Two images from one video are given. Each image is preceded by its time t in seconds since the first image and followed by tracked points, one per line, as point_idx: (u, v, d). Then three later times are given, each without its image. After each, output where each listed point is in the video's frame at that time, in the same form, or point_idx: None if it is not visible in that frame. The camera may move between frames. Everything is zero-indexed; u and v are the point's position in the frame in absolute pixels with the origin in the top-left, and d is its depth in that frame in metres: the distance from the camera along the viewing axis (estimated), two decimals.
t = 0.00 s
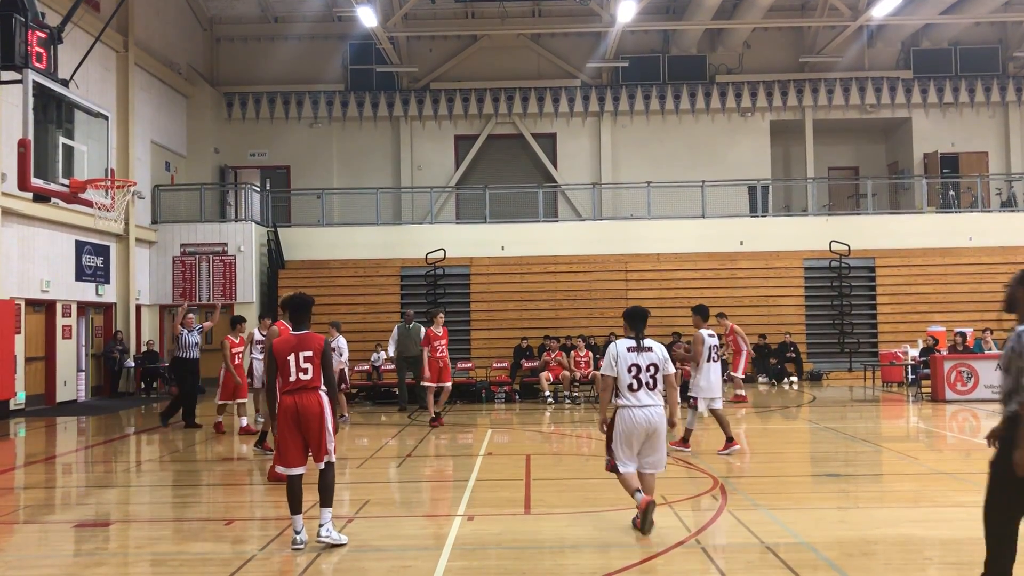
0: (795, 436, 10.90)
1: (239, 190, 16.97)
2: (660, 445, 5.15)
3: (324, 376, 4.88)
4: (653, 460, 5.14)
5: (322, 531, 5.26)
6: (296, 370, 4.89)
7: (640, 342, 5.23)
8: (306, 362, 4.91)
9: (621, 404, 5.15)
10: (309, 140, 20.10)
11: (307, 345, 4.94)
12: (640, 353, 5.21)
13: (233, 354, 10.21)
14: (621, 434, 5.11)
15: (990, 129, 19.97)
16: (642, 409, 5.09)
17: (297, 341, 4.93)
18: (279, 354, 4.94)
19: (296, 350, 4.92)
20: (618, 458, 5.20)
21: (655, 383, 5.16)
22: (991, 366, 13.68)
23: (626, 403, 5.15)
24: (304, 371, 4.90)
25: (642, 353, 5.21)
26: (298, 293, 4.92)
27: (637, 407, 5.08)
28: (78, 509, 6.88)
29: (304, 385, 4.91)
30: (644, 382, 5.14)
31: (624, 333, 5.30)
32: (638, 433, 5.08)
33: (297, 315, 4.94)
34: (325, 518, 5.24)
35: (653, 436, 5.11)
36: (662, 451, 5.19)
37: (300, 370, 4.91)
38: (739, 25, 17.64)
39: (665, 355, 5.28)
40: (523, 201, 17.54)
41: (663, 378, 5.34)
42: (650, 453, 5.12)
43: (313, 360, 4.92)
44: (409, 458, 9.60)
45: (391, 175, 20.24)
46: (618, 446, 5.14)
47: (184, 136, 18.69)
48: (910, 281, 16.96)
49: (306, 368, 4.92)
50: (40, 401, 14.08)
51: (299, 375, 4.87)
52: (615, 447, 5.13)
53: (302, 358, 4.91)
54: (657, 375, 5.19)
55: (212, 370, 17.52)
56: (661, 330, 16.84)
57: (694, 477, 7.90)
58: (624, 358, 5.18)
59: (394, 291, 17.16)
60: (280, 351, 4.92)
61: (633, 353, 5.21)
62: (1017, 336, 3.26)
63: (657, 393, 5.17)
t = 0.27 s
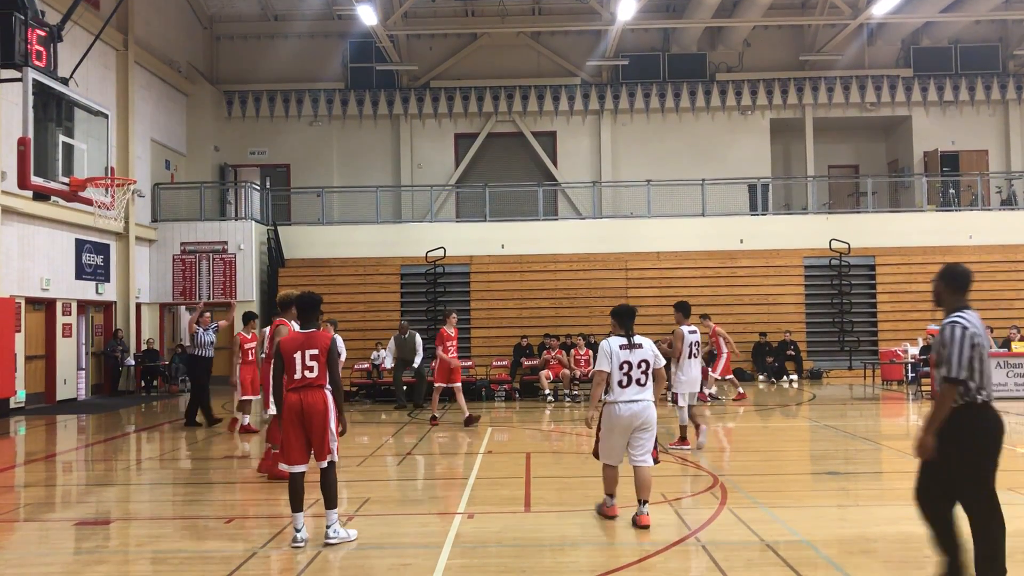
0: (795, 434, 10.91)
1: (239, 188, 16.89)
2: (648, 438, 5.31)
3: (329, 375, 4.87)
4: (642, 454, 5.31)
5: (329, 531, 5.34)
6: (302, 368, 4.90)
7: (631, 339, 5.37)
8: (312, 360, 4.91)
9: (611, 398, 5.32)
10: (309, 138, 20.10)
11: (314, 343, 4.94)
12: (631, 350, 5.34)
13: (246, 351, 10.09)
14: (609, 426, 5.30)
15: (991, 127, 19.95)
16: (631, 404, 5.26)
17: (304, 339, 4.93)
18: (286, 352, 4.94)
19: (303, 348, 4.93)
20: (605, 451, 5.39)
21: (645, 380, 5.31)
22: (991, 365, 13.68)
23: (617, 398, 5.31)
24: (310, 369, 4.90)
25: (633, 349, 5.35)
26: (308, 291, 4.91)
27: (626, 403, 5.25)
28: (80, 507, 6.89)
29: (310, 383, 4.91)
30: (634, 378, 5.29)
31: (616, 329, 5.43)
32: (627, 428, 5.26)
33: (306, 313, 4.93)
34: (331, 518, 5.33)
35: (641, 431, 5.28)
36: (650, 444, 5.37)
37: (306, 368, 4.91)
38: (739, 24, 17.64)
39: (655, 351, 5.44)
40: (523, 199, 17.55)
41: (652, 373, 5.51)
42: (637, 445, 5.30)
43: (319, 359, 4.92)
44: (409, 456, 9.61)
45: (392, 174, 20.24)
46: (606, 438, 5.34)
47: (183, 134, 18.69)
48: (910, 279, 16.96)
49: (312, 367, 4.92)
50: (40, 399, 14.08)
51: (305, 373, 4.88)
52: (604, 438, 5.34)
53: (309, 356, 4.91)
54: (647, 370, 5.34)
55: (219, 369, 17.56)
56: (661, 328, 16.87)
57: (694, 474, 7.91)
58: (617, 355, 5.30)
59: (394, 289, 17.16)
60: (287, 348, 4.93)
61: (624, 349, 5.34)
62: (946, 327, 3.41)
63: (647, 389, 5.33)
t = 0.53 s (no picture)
0: (795, 433, 10.91)
1: (239, 187, 16.87)
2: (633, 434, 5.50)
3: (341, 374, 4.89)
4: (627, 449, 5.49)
5: (329, 532, 5.34)
6: (314, 367, 4.91)
7: (613, 338, 5.55)
8: (324, 360, 4.93)
9: (596, 397, 5.50)
10: (309, 137, 20.10)
11: (326, 343, 4.95)
12: (614, 349, 5.51)
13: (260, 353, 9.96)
14: (596, 424, 5.48)
15: (990, 126, 19.96)
16: (616, 402, 5.42)
17: (316, 338, 4.94)
18: (298, 350, 4.95)
19: (315, 346, 4.93)
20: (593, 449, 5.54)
21: (629, 377, 5.48)
22: (990, 364, 13.68)
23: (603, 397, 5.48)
24: (322, 368, 4.92)
25: (616, 349, 5.52)
26: (323, 290, 4.92)
27: (611, 401, 5.41)
28: (80, 506, 6.89)
29: (321, 382, 4.92)
30: (618, 376, 5.46)
31: (598, 330, 5.61)
32: (613, 425, 5.43)
33: (320, 312, 4.95)
34: (331, 518, 5.33)
35: (626, 426, 5.45)
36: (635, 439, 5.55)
37: (317, 367, 4.92)
38: (740, 22, 17.63)
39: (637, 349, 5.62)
40: (523, 198, 17.55)
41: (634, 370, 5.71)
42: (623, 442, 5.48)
43: (331, 359, 4.93)
44: (409, 455, 9.61)
45: (392, 173, 20.24)
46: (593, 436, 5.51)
47: (183, 133, 18.69)
48: (910, 278, 16.95)
49: (324, 366, 4.93)
50: (40, 398, 14.08)
51: (317, 373, 4.89)
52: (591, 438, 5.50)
53: (321, 356, 4.92)
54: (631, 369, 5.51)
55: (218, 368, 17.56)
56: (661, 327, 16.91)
57: (694, 473, 7.91)
58: (601, 355, 5.48)
59: (394, 288, 17.15)
60: (299, 347, 4.94)
61: (607, 348, 5.52)
62: (871, 335, 3.55)
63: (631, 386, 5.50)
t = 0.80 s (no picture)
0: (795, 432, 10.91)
1: (239, 186, 16.89)
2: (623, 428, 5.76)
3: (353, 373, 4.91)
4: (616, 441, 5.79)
5: (329, 531, 5.35)
6: (325, 366, 4.93)
7: (603, 335, 5.78)
8: (336, 359, 4.95)
9: (588, 392, 5.74)
10: (309, 136, 20.10)
11: (337, 342, 4.97)
12: (604, 345, 5.76)
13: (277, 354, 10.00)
14: (591, 418, 5.70)
15: (991, 125, 19.96)
16: (607, 397, 5.68)
17: (328, 337, 4.95)
18: (309, 349, 4.97)
19: (327, 345, 4.95)
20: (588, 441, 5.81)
21: (620, 372, 5.71)
22: (991, 363, 13.68)
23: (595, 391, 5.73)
24: (333, 367, 4.93)
25: (606, 344, 5.76)
26: (336, 290, 4.94)
27: (601, 395, 5.67)
28: (80, 505, 6.89)
29: (332, 381, 4.94)
30: (608, 371, 5.70)
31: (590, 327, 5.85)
32: (604, 419, 5.69)
33: (332, 312, 4.97)
34: (331, 518, 5.34)
35: (617, 420, 5.71)
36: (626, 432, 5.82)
37: (328, 366, 4.94)
38: (740, 22, 17.63)
39: (629, 344, 5.83)
40: (524, 197, 17.54)
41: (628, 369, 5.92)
42: (617, 436, 5.76)
43: (342, 358, 4.95)
44: (409, 454, 9.61)
45: (392, 172, 20.24)
46: (589, 430, 5.71)
47: (183, 133, 18.69)
48: (910, 278, 16.97)
49: (335, 365, 4.95)
50: (40, 397, 14.07)
51: (328, 371, 4.91)
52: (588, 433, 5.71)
53: (332, 355, 4.94)
54: (622, 364, 5.74)
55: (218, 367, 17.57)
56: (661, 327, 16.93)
57: (694, 472, 7.91)
58: (590, 351, 5.74)
59: (395, 287, 17.14)
60: (311, 346, 4.96)
61: (597, 344, 5.77)
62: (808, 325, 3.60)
63: (622, 380, 5.74)
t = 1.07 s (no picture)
0: (796, 432, 10.90)
1: (240, 186, 16.92)
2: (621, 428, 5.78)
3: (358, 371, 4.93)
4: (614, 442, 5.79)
5: (329, 530, 5.34)
6: (330, 364, 4.96)
7: (605, 336, 5.79)
8: (341, 357, 4.97)
9: (588, 392, 5.74)
10: (309, 136, 20.10)
11: (343, 341, 5.00)
12: (606, 346, 5.76)
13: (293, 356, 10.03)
14: (589, 418, 5.70)
15: (991, 125, 19.96)
16: (606, 397, 5.68)
17: (334, 336, 4.99)
18: (316, 347, 5.01)
19: (334, 343, 4.98)
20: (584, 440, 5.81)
21: (620, 373, 5.72)
22: (991, 363, 13.67)
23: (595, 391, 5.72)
24: (339, 366, 4.96)
25: (608, 345, 5.77)
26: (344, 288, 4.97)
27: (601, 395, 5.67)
28: (81, 504, 6.89)
29: (338, 379, 4.96)
30: (609, 371, 5.71)
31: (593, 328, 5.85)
32: (603, 418, 5.70)
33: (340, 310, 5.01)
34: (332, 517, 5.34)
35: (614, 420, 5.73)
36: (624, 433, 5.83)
37: (334, 364, 4.97)
38: (740, 21, 17.64)
39: (630, 346, 5.83)
40: (524, 197, 17.54)
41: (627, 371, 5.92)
42: (614, 436, 5.77)
43: (348, 357, 4.98)
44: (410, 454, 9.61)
45: (393, 172, 20.25)
46: (587, 429, 5.71)
47: (183, 132, 18.69)
48: (911, 277, 16.96)
49: (341, 364, 4.98)
50: (41, 397, 14.08)
51: (334, 369, 4.93)
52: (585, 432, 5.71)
53: (338, 353, 4.97)
54: (622, 365, 5.75)
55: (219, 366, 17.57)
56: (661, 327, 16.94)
57: (695, 472, 7.90)
58: (593, 351, 5.74)
59: (395, 287, 17.14)
60: (318, 344, 5.00)
61: (600, 345, 5.77)
62: (734, 341, 3.75)
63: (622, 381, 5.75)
